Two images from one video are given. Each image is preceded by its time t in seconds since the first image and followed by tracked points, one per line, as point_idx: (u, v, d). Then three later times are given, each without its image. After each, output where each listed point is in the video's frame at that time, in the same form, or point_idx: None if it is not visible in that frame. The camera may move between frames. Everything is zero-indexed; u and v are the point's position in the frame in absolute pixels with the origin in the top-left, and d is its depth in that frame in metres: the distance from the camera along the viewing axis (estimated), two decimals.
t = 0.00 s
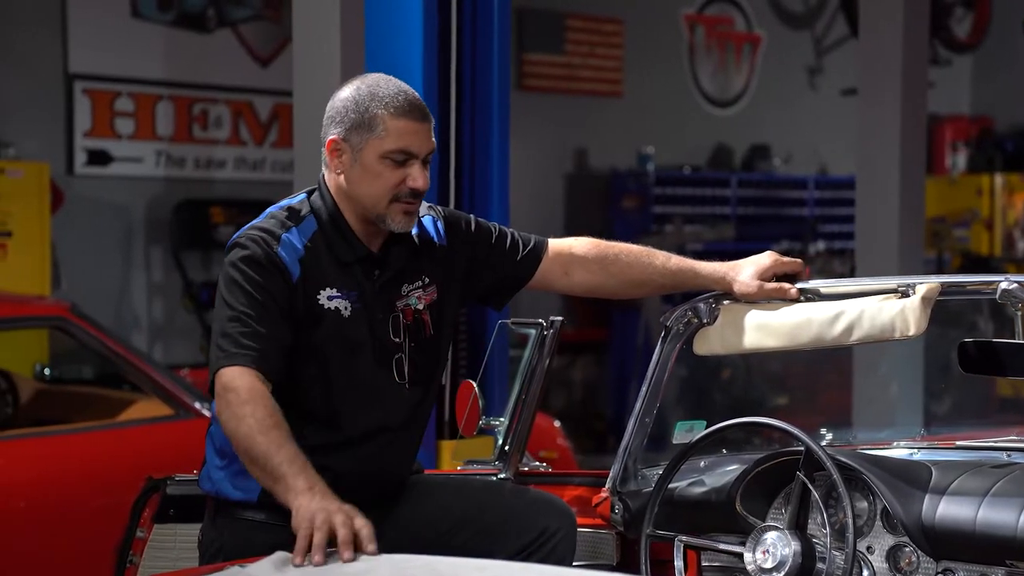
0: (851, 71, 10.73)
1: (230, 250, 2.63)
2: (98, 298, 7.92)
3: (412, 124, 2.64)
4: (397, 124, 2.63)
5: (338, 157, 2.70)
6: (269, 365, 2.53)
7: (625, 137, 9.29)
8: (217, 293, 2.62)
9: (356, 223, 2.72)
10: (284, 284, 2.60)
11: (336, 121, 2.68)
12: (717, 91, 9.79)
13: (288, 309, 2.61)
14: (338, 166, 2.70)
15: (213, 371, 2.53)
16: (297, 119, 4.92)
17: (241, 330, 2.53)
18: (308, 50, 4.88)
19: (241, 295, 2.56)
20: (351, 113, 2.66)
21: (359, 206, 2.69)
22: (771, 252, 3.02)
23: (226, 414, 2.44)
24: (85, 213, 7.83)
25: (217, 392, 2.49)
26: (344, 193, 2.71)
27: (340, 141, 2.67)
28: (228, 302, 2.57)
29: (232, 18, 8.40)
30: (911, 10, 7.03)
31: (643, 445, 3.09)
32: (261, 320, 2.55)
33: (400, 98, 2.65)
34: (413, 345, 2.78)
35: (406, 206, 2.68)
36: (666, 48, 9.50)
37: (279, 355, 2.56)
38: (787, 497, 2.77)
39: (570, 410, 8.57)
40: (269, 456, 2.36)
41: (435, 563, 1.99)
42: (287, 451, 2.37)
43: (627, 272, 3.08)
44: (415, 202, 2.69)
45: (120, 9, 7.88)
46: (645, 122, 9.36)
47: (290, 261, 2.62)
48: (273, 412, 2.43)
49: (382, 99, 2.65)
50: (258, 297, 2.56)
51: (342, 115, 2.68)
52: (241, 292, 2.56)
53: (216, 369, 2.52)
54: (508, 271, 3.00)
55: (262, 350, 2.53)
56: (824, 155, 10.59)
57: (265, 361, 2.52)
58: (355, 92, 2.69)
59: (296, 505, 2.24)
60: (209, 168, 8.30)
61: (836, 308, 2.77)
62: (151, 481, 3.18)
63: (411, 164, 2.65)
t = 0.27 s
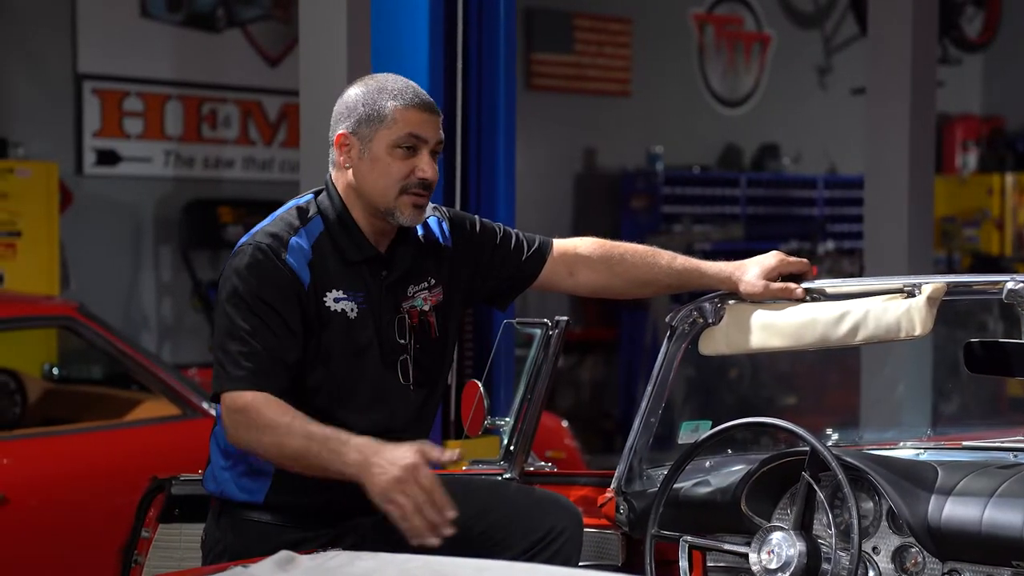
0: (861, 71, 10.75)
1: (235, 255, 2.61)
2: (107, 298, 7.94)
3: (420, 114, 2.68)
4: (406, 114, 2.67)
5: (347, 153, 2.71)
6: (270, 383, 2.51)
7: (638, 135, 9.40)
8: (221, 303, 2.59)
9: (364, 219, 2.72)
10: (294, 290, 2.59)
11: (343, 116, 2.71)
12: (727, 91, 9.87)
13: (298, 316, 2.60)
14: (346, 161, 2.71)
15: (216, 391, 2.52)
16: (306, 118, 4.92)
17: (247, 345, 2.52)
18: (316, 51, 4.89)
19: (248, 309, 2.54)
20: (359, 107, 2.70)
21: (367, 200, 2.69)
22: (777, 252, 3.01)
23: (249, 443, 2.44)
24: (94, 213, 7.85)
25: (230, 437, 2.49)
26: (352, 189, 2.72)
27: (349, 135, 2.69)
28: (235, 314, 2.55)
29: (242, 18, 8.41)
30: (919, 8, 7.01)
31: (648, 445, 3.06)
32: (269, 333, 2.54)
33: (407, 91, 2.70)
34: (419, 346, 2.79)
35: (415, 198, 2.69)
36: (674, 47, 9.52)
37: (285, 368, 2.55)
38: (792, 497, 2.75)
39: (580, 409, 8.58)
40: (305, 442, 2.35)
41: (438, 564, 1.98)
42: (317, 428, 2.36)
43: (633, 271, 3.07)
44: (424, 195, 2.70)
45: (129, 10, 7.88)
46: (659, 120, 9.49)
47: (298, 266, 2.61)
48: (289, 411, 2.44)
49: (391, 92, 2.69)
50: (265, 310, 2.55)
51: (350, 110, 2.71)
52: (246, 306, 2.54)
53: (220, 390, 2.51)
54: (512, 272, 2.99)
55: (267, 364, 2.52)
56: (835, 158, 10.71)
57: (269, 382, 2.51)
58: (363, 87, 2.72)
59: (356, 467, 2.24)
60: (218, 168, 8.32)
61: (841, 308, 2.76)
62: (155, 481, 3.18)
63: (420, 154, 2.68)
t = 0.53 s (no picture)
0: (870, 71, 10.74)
1: (247, 257, 2.64)
2: (115, 298, 7.96)
3: (404, 120, 2.64)
4: (390, 124, 2.63)
5: (337, 167, 2.69)
6: (317, 364, 2.56)
7: (645, 136, 9.38)
8: (240, 306, 2.62)
9: (366, 225, 2.72)
10: (312, 288, 2.62)
11: (328, 130, 2.67)
12: (736, 91, 9.86)
13: (318, 309, 2.63)
14: (338, 175, 2.69)
15: (262, 391, 2.57)
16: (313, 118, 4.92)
17: (281, 338, 2.56)
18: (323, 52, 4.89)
19: (275, 304, 2.58)
20: (342, 121, 2.66)
21: (365, 209, 2.69)
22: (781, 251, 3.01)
23: (322, 448, 2.53)
24: (102, 214, 7.86)
25: (298, 433, 2.56)
26: (349, 200, 2.71)
27: (337, 151, 2.66)
28: (260, 312, 2.59)
29: (250, 19, 8.42)
30: (927, 8, 7.00)
31: (652, 446, 3.04)
32: (301, 325, 2.58)
33: (387, 96, 2.65)
34: (421, 345, 2.80)
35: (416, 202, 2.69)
36: (681, 48, 9.53)
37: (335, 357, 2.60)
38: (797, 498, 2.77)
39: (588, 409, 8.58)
40: (390, 451, 2.49)
41: (440, 567, 1.96)
42: (399, 439, 2.50)
43: (637, 272, 3.06)
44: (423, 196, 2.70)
45: (137, 10, 7.89)
46: (665, 120, 9.47)
47: (313, 263, 2.63)
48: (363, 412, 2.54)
49: (370, 102, 2.64)
50: (290, 304, 2.58)
51: (333, 125, 2.67)
52: (274, 302, 2.58)
53: (280, 394, 2.56)
54: (514, 272, 2.99)
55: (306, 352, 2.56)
56: (845, 157, 10.69)
57: (320, 372, 2.56)
58: (342, 96, 2.68)
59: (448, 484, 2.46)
60: (225, 168, 8.32)
61: (845, 309, 2.76)
62: (160, 482, 3.18)
63: (411, 158, 2.66)
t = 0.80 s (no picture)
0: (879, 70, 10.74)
1: (250, 257, 2.64)
2: (123, 299, 7.98)
3: (410, 125, 2.65)
4: (397, 128, 2.63)
5: (342, 167, 2.69)
6: (317, 364, 2.57)
7: (653, 136, 9.39)
8: (243, 305, 2.63)
9: (368, 226, 2.72)
10: (316, 288, 2.63)
11: (334, 131, 2.68)
12: (744, 91, 9.86)
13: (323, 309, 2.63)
14: (342, 175, 2.69)
15: (266, 391, 2.57)
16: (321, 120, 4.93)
17: (284, 336, 2.57)
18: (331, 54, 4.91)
19: (278, 304, 2.59)
20: (349, 122, 2.66)
21: (368, 210, 2.69)
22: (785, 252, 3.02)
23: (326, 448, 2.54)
24: (111, 215, 7.88)
25: (303, 433, 2.57)
26: (352, 200, 2.71)
27: (342, 151, 2.67)
28: (263, 311, 2.59)
29: (258, 20, 8.44)
30: (934, 8, 6.99)
31: (656, 446, 3.03)
32: (305, 325, 2.58)
33: (394, 100, 2.65)
34: (425, 346, 2.80)
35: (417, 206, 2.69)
36: (689, 48, 9.54)
37: (337, 357, 2.61)
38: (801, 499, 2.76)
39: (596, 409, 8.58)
40: (393, 454, 2.49)
41: (441, 567, 1.96)
42: (403, 442, 2.50)
43: (641, 272, 3.06)
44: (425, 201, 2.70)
45: (146, 11, 7.90)
46: (673, 120, 9.48)
47: (317, 263, 2.64)
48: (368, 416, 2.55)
49: (377, 104, 2.64)
50: (292, 304, 2.59)
51: (340, 125, 2.67)
52: (277, 302, 2.59)
53: (284, 394, 2.56)
54: (518, 273, 2.99)
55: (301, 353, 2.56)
56: (853, 157, 10.68)
57: (323, 372, 2.56)
58: (350, 98, 2.68)
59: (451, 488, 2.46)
60: (234, 168, 8.34)
61: (849, 310, 2.75)
62: (164, 482, 3.19)
63: (415, 163, 2.66)
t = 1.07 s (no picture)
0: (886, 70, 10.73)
1: (258, 256, 2.65)
2: (130, 300, 7.98)
3: (404, 129, 2.65)
4: (390, 132, 2.64)
5: (337, 169, 2.70)
6: (338, 356, 2.57)
7: (660, 136, 9.39)
8: (253, 304, 2.63)
9: (366, 227, 2.73)
10: (328, 283, 2.63)
11: (329, 134, 2.69)
12: (751, 92, 9.85)
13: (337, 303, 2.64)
14: (338, 178, 2.71)
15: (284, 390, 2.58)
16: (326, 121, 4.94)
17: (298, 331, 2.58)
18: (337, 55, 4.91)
19: (293, 300, 2.60)
20: (343, 126, 2.67)
21: (364, 213, 2.70)
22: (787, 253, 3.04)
23: (375, 436, 2.56)
24: (117, 215, 7.89)
25: (342, 424, 2.58)
26: (349, 202, 2.72)
27: (337, 154, 2.68)
28: (276, 307, 2.60)
29: (265, 20, 8.44)
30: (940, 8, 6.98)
31: (657, 447, 3.04)
32: (321, 319, 2.59)
33: (388, 104, 2.65)
34: (424, 346, 2.82)
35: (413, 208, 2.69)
36: (696, 48, 9.53)
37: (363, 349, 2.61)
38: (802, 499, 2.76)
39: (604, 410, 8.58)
40: (452, 431, 2.58)
41: (442, 567, 1.96)
42: (458, 416, 2.59)
43: (641, 273, 3.07)
44: (421, 203, 2.70)
45: (152, 11, 7.91)
46: (679, 120, 9.47)
47: (326, 260, 2.64)
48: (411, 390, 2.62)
49: (370, 108, 2.65)
50: (309, 298, 2.60)
51: (335, 129, 2.68)
52: (292, 297, 2.60)
53: (314, 385, 2.57)
54: (519, 273, 2.99)
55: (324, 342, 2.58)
56: (860, 157, 10.67)
57: (341, 362, 2.57)
58: (345, 101, 2.69)
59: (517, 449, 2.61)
60: (241, 169, 8.36)
61: (850, 311, 2.74)
62: (167, 482, 3.20)
63: (410, 166, 2.67)
